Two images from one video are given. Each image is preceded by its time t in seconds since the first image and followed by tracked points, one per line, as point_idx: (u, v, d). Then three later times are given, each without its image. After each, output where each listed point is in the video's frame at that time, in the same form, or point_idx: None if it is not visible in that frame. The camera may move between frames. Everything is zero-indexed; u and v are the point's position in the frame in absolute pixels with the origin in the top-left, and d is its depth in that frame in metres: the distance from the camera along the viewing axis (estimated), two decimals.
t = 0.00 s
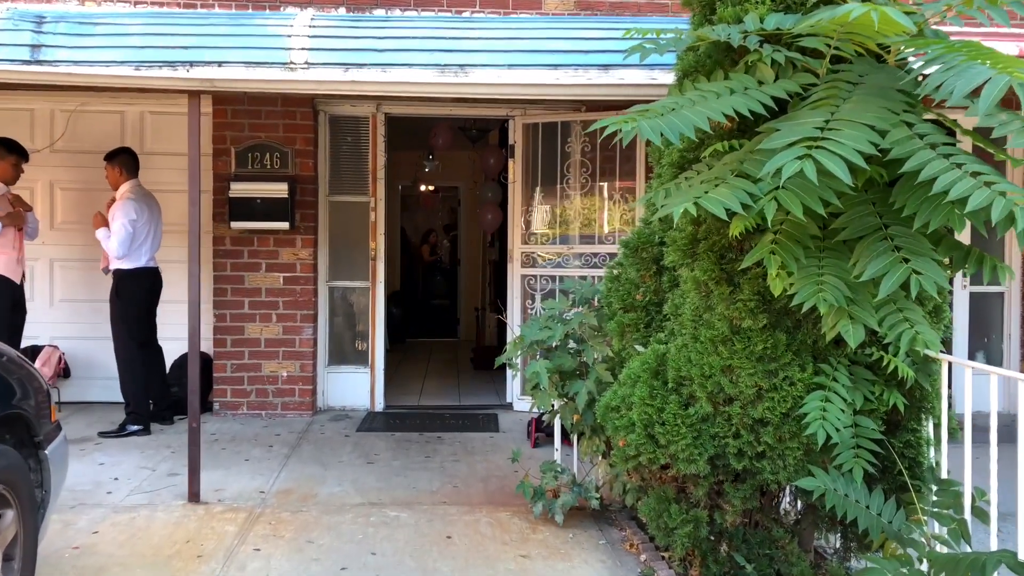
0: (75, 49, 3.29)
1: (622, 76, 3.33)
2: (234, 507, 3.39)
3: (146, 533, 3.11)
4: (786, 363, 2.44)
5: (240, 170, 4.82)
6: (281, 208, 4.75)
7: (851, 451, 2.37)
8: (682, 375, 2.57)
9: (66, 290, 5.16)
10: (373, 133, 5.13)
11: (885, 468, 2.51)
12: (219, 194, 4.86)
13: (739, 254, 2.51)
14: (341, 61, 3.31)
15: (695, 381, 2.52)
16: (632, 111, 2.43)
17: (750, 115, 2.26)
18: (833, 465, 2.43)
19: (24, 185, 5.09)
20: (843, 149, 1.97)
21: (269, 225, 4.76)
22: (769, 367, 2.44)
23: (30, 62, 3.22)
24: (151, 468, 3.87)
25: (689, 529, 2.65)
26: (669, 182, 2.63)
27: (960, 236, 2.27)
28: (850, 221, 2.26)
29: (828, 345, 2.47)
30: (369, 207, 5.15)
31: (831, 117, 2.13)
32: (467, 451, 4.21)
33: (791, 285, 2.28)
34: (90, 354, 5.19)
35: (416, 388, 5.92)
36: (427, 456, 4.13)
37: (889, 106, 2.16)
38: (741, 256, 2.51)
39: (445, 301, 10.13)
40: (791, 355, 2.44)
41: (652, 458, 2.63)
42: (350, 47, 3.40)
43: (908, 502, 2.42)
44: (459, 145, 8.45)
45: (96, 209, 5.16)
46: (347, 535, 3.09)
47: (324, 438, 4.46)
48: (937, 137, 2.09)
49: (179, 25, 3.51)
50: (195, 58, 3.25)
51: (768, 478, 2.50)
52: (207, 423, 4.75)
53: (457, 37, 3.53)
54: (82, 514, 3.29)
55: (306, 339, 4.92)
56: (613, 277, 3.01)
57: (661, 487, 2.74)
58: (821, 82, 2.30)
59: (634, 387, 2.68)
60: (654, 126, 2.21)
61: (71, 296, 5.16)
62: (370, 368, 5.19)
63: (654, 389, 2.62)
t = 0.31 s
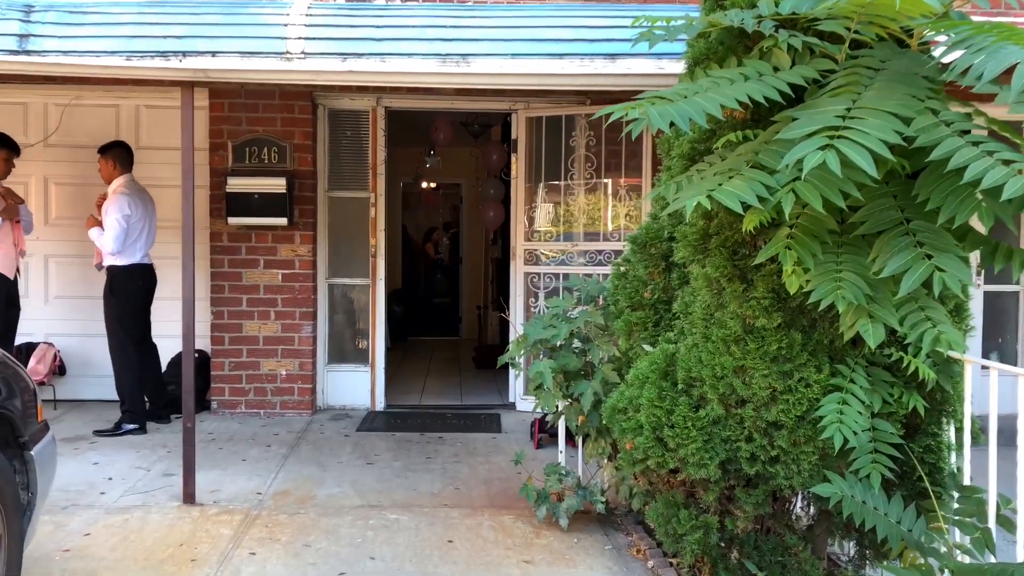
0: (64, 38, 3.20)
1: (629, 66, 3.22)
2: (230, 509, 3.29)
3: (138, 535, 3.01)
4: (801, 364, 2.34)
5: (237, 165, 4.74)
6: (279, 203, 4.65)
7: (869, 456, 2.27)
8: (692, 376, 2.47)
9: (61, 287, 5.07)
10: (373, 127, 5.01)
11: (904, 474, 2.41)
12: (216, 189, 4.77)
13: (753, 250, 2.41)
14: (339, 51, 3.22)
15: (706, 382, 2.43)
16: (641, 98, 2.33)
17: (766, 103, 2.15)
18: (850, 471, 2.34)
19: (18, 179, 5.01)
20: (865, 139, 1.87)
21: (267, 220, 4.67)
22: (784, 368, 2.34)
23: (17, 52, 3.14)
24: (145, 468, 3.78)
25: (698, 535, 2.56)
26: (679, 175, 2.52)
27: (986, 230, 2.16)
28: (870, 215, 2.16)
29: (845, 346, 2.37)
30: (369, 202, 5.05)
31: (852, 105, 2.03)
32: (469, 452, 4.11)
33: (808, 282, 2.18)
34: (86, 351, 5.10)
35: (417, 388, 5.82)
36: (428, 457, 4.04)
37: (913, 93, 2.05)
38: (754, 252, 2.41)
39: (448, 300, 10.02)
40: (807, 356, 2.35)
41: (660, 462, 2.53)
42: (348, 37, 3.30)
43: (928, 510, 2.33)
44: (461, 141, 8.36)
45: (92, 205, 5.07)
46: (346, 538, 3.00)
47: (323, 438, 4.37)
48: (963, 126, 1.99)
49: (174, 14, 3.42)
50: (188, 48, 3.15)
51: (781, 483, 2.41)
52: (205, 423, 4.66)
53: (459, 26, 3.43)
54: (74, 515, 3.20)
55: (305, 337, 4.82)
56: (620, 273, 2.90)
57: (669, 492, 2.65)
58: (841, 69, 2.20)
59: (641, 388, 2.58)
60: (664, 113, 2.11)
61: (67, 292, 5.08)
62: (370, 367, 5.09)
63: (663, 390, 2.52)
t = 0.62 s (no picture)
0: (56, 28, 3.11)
1: (640, 56, 3.11)
2: (228, 511, 3.21)
3: (133, 539, 2.93)
4: (822, 366, 2.23)
5: (239, 160, 4.65)
6: (281, 198, 4.56)
7: (894, 463, 2.16)
8: (707, 378, 2.37)
9: (61, 283, 5.00)
10: (377, 121, 4.90)
11: (930, 481, 2.30)
12: (216, 184, 4.69)
13: (772, 247, 2.29)
14: (339, 40, 3.11)
15: (722, 385, 2.32)
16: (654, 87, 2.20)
17: (788, 91, 2.03)
18: (874, 478, 2.23)
19: (17, 174, 4.95)
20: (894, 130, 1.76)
21: (269, 215, 4.58)
22: (804, 370, 2.24)
23: (7, 42, 3.05)
24: (143, 468, 3.70)
25: (713, 544, 2.46)
26: (694, 169, 2.41)
27: (1020, 225, 2.05)
28: (897, 210, 2.04)
29: (869, 347, 2.26)
30: (373, 197, 4.95)
31: (879, 93, 1.91)
32: (475, 452, 4.02)
33: (831, 281, 2.07)
34: (86, 348, 5.02)
35: (423, 386, 5.73)
36: (433, 457, 3.95)
37: (944, 81, 1.94)
38: (773, 249, 2.30)
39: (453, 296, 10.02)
40: (828, 357, 2.24)
41: (673, 468, 2.43)
42: (349, 26, 3.20)
43: (955, 518, 2.22)
44: (468, 135, 8.27)
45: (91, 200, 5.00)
46: (347, 543, 2.91)
47: (326, 438, 4.28)
48: (999, 115, 1.87)
49: (170, 3, 3.33)
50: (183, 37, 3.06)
51: (801, 490, 2.30)
52: (205, 421, 4.59)
53: (463, 14, 3.32)
54: (68, 517, 3.12)
55: (308, 334, 4.74)
56: (631, 270, 2.79)
57: (682, 498, 2.55)
58: (866, 56, 2.08)
59: (654, 390, 2.48)
60: (679, 103, 1.98)
61: (67, 289, 5.00)
62: (375, 364, 5.00)
63: (676, 393, 2.42)
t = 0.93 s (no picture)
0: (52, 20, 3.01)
1: (654, 47, 2.99)
2: (227, 517, 3.11)
3: (129, 546, 2.84)
4: (848, 372, 2.12)
5: (242, 156, 4.55)
6: (283, 195, 4.46)
7: (924, 474, 2.04)
8: (725, 384, 2.26)
9: (62, 281, 4.92)
10: (382, 116, 4.80)
11: (961, 492, 2.19)
12: (219, 180, 4.59)
13: (795, 246, 2.18)
14: (342, 33, 3.00)
15: (741, 390, 2.21)
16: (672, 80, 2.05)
17: (815, 83, 1.90)
18: (902, 489, 2.12)
19: (18, 170, 4.87)
20: (931, 122, 1.64)
21: (272, 213, 4.48)
22: (828, 376, 2.12)
23: (2, 34, 2.96)
24: (142, 471, 3.62)
25: (731, 556, 2.35)
26: (713, 164, 2.30)
27: None
28: (930, 207, 1.92)
29: (897, 352, 2.15)
30: (379, 194, 4.85)
31: (913, 83, 1.79)
32: (482, 456, 3.91)
33: (859, 282, 1.96)
34: (87, 347, 4.94)
35: (428, 386, 5.63)
36: (438, 460, 3.85)
37: (982, 70, 1.81)
38: (796, 248, 2.19)
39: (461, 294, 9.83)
40: (854, 362, 2.12)
41: (690, 477, 2.32)
42: (353, 18, 3.09)
43: (989, 532, 2.10)
44: (475, 132, 8.16)
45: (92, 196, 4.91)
46: (349, 551, 2.81)
47: (329, 440, 4.18)
48: None
49: None
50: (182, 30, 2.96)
51: (824, 501, 2.19)
52: (207, 422, 4.50)
53: (471, 5, 3.21)
54: (63, 523, 3.03)
55: (311, 334, 4.64)
56: (645, 269, 2.67)
57: (699, 508, 2.44)
58: (897, 44, 1.95)
59: (669, 395, 2.37)
60: (700, 96, 1.83)
61: (67, 287, 4.92)
62: (380, 364, 4.90)
63: (692, 399, 2.30)
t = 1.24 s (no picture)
0: (45, 11, 2.90)
1: (671, 40, 2.87)
2: (225, 526, 2.99)
3: (122, 557, 2.72)
4: (881, 382, 1.99)
5: (243, 155, 4.42)
6: (283, 193, 4.33)
7: (963, 491, 1.91)
8: (749, 393, 2.13)
9: (59, 282, 4.81)
10: (387, 114, 4.68)
11: (1000, 510, 2.06)
12: (219, 179, 4.48)
13: (825, 248, 2.05)
14: (346, 25, 2.88)
15: (766, 401, 2.08)
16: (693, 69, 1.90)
17: (852, 72, 1.76)
18: (938, 507, 1.99)
19: (15, 169, 4.76)
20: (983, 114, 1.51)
21: (273, 213, 4.36)
22: (861, 387, 1.99)
23: None
24: (138, 478, 3.50)
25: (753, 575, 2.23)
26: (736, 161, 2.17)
27: None
28: (974, 206, 1.80)
29: (933, 361, 2.02)
30: (383, 193, 4.73)
31: (960, 73, 1.66)
32: (488, 464, 3.79)
33: (895, 287, 1.83)
34: (84, 350, 4.83)
35: (433, 390, 5.51)
36: (443, 468, 3.72)
37: None
38: (826, 250, 2.06)
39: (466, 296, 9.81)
40: (888, 372, 1.99)
41: (710, 492, 2.19)
42: (357, 10, 2.97)
43: None
44: (481, 131, 8.05)
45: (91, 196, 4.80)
46: (351, 565, 2.69)
47: (331, 446, 4.06)
48: None
49: None
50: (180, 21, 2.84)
51: (855, 519, 2.06)
52: (206, 426, 4.38)
53: None
54: (55, 532, 2.91)
55: (313, 337, 4.52)
56: (662, 272, 2.54)
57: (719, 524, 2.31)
58: (939, 33, 1.83)
59: (688, 405, 2.24)
60: (725, 84, 1.68)
61: (65, 288, 4.81)
62: (383, 368, 4.78)
63: (713, 408, 2.17)
